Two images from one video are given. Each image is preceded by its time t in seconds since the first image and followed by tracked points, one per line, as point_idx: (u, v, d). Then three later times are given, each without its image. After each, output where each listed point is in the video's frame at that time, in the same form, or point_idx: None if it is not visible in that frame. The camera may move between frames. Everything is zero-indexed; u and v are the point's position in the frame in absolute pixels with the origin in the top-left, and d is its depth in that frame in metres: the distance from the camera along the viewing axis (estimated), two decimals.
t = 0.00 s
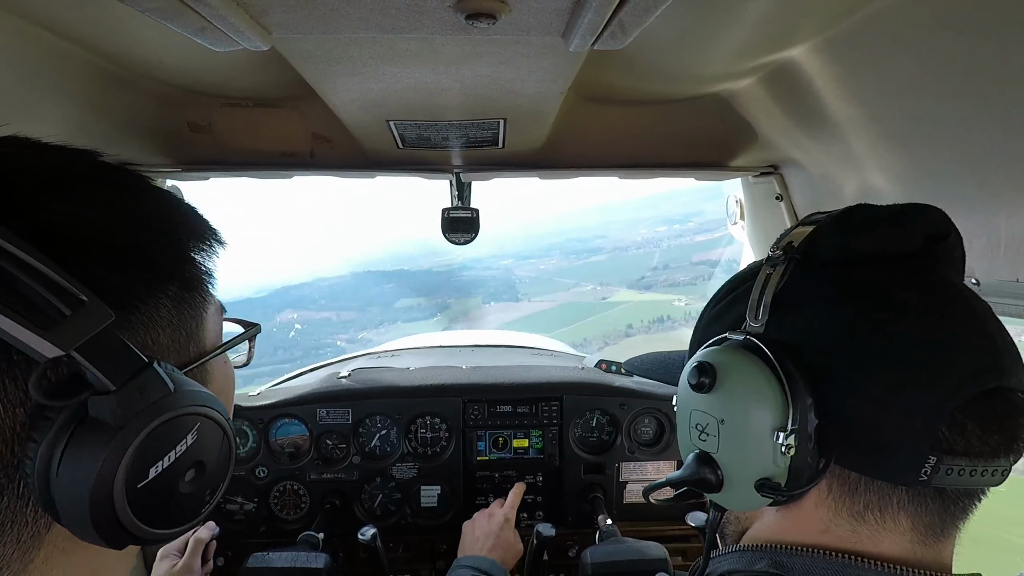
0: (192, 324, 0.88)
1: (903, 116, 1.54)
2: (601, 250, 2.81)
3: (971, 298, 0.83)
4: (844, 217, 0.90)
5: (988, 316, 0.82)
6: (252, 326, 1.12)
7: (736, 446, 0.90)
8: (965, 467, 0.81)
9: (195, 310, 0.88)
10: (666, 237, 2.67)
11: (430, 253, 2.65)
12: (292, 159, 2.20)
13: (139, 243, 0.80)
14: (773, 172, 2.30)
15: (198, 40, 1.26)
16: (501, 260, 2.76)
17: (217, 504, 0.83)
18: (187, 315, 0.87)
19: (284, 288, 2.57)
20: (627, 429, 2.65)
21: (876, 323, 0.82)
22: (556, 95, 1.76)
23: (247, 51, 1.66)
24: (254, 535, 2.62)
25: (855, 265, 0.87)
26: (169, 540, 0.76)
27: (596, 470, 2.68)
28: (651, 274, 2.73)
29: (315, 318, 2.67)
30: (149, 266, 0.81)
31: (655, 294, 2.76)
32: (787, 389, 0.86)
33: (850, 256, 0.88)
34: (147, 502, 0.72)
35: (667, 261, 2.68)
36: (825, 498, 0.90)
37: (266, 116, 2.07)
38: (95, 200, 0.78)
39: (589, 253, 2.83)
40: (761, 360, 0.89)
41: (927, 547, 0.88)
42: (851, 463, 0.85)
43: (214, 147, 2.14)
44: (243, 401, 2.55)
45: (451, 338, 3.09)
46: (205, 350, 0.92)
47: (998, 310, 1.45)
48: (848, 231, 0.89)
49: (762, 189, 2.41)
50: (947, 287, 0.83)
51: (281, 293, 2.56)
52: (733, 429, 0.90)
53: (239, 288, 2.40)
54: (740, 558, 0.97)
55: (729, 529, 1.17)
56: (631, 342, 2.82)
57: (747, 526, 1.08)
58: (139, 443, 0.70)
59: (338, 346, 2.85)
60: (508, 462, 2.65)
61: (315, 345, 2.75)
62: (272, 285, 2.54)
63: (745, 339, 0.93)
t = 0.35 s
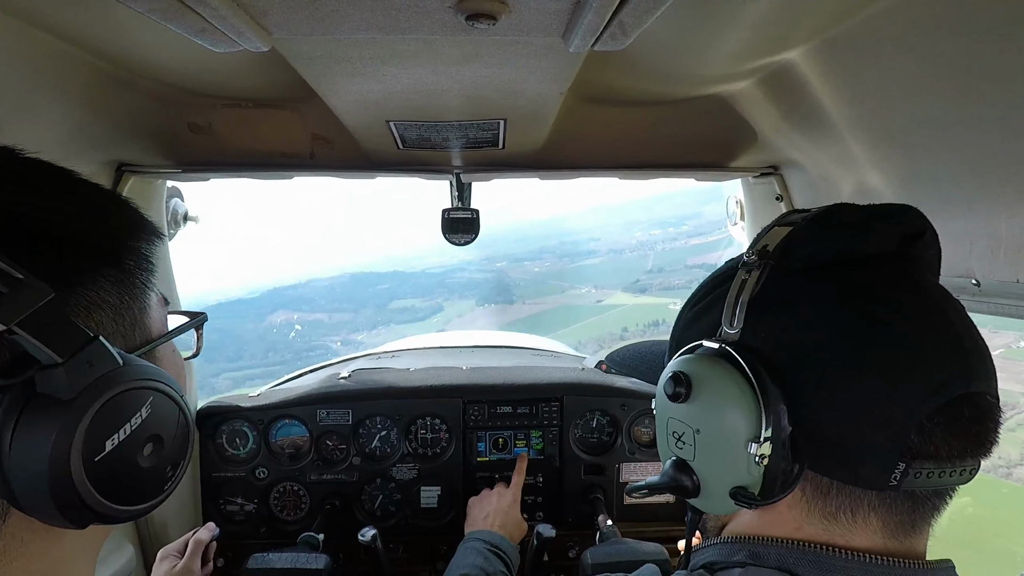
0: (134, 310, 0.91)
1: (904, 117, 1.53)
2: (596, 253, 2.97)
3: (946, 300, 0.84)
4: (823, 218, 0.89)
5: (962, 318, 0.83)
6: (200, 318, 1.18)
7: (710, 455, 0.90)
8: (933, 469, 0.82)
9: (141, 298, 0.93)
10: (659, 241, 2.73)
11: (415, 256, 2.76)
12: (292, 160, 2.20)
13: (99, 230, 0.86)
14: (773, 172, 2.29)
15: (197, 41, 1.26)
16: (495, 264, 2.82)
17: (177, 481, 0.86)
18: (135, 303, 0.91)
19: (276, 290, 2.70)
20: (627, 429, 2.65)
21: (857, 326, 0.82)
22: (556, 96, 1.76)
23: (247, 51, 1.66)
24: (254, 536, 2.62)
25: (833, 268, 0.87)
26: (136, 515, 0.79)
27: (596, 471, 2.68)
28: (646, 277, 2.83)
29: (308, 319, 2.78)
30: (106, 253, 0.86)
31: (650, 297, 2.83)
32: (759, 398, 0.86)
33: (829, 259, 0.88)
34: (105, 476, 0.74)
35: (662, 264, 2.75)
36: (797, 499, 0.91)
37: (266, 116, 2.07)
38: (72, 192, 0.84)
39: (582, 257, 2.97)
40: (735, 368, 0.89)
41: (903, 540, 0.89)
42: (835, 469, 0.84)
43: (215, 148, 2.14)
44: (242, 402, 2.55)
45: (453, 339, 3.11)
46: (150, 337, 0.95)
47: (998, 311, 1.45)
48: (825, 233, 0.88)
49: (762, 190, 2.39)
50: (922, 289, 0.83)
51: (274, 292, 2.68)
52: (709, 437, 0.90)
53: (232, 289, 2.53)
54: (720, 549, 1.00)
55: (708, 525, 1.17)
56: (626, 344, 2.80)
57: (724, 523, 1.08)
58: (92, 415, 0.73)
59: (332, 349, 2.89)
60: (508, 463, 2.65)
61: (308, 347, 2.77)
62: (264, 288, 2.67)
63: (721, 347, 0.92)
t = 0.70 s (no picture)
0: (98, 307, 0.93)
1: (904, 119, 1.53)
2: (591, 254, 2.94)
3: (949, 306, 0.84)
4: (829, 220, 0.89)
5: (965, 325, 0.84)
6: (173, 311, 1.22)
7: (703, 454, 0.92)
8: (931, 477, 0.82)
9: (104, 293, 0.95)
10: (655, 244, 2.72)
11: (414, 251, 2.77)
12: (292, 162, 2.20)
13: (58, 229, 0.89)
14: (773, 174, 2.29)
15: (198, 43, 1.26)
16: (488, 266, 2.87)
17: (150, 473, 0.88)
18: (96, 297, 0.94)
19: (270, 292, 2.68)
20: (628, 431, 2.65)
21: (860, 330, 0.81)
22: (556, 98, 1.77)
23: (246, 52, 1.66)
24: (253, 538, 2.61)
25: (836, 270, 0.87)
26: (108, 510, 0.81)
27: (597, 473, 2.68)
28: (641, 279, 2.85)
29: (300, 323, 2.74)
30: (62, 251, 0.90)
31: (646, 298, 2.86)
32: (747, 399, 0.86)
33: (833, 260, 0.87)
34: (74, 472, 0.76)
35: (657, 266, 2.77)
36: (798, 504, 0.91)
37: (265, 118, 2.07)
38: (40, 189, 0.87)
39: (579, 258, 2.94)
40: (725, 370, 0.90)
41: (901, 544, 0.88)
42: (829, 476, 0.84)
43: (215, 150, 2.14)
44: (241, 404, 2.56)
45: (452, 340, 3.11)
46: (115, 333, 0.96)
47: (1000, 311, 1.44)
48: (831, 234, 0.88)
49: (762, 192, 2.38)
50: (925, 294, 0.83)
51: (268, 295, 2.67)
52: (701, 438, 0.92)
53: (226, 291, 2.54)
54: (717, 555, 0.97)
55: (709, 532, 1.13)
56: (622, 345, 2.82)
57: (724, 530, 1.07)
58: (55, 411, 0.75)
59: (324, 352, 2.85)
60: (508, 464, 2.65)
61: (298, 349, 2.73)
62: (258, 290, 2.67)
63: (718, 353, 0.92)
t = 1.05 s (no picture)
0: (61, 306, 1.12)
1: (900, 121, 1.54)
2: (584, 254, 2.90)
3: (898, 336, 0.85)
4: (768, 248, 0.91)
5: (910, 355, 0.85)
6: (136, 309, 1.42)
7: (639, 480, 1.02)
8: (853, 518, 0.88)
9: (66, 295, 1.14)
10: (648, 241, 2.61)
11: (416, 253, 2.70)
12: (291, 162, 2.20)
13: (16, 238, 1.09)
14: (772, 175, 2.29)
15: (197, 43, 1.26)
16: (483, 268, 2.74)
17: (120, 463, 1.10)
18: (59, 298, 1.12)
19: (262, 299, 2.61)
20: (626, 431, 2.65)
21: (792, 367, 0.84)
22: (554, 99, 1.77)
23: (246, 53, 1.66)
24: (252, 538, 2.61)
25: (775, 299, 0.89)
26: (79, 503, 1.02)
27: (595, 473, 2.68)
28: (637, 277, 2.60)
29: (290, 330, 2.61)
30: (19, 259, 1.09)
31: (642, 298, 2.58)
32: (668, 431, 0.95)
33: (773, 287, 0.89)
34: (45, 461, 0.96)
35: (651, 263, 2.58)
36: (732, 520, 0.98)
37: (263, 119, 2.07)
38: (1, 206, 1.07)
39: (573, 257, 2.89)
40: (654, 401, 1.00)
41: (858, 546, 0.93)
42: (742, 500, 0.92)
43: (213, 150, 2.14)
44: (241, 405, 2.58)
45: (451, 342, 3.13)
46: (79, 330, 1.16)
47: (997, 313, 1.44)
48: (769, 262, 0.89)
49: (760, 193, 2.39)
50: (868, 326, 0.85)
51: (262, 303, 2.60)
52: (634, 467, 1.03)
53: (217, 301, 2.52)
54: (686, 561, 1.02)
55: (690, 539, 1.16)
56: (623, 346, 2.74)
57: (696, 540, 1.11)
58: (21, 407, 0.93)
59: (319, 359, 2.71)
60: (506, 465, 2.65)
61: (291, 358, 2.66)
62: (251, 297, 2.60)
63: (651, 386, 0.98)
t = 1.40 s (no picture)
0: (33, 311, 1.12)
1: (897, 121, 1.54)
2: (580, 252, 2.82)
3: (840, 341, 0.87)
4: (717, 257, 0.90)
5: (852, 358, 0.87)
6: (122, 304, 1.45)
7: (604, 492, 1.01)
8: (807, 518, 0.89)
9: (46, 302, 1.15)
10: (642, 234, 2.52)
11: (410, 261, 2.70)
12: (289, 163, 2.19)
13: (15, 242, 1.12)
14: (768, 176, 2.29)
15: (194, 44, 1.26)
16: (478, 270, 2.66)
17: (94, 478, 1.06)
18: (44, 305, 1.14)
19: (258, 312, 2.61)
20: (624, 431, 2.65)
21: (743, 377, 0.85)
22: (552, 99, 1.77)
23: (243, 53, 1.66)
24: (248, 539, 2.61)
25: (725, 310, 0.89)
26: (45, 516, 0.98)
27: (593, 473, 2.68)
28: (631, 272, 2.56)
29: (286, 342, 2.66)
30: (16, 263, 1.11)
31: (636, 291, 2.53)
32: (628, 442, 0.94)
33: (723, 298, 0.89)
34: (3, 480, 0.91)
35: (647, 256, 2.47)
36: (698, 521, 0.98)
37: (260, 120, 2.07)
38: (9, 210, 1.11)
39: (568, 254, 2.83)
40: (614, 412, 0.98)
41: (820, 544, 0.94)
42: (708, 509, 0.92)
43: (211, 151, 2.13)
44: (240, 404, 2.57)
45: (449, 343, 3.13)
46: (54, 334, 1.15)
47: (992, 313, 1.44)
48: (719, 270, 0.89)
49: (757, 193, 2.39)
50: (813, 334, 0.87)
51: (257, 315, 2.60)
52: (599, 479, 1.01)
53: (213, 316, 2.53)
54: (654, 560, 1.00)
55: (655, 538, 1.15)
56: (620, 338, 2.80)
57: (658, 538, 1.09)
58: None
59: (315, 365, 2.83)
60: (504, 465, 2.65)
61: (287, 363, 2.76)
62: (246, 310, 2.60)
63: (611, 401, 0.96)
